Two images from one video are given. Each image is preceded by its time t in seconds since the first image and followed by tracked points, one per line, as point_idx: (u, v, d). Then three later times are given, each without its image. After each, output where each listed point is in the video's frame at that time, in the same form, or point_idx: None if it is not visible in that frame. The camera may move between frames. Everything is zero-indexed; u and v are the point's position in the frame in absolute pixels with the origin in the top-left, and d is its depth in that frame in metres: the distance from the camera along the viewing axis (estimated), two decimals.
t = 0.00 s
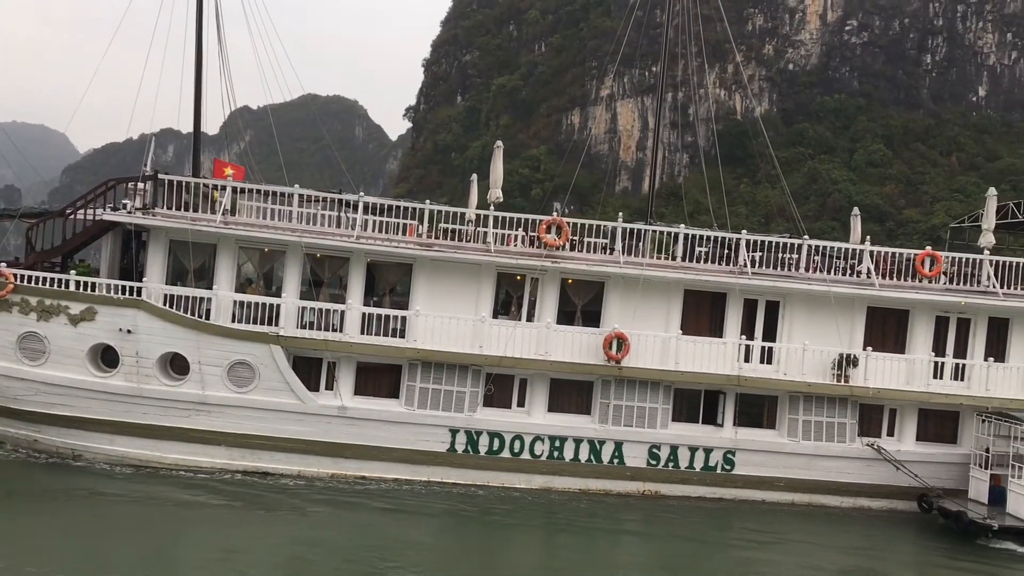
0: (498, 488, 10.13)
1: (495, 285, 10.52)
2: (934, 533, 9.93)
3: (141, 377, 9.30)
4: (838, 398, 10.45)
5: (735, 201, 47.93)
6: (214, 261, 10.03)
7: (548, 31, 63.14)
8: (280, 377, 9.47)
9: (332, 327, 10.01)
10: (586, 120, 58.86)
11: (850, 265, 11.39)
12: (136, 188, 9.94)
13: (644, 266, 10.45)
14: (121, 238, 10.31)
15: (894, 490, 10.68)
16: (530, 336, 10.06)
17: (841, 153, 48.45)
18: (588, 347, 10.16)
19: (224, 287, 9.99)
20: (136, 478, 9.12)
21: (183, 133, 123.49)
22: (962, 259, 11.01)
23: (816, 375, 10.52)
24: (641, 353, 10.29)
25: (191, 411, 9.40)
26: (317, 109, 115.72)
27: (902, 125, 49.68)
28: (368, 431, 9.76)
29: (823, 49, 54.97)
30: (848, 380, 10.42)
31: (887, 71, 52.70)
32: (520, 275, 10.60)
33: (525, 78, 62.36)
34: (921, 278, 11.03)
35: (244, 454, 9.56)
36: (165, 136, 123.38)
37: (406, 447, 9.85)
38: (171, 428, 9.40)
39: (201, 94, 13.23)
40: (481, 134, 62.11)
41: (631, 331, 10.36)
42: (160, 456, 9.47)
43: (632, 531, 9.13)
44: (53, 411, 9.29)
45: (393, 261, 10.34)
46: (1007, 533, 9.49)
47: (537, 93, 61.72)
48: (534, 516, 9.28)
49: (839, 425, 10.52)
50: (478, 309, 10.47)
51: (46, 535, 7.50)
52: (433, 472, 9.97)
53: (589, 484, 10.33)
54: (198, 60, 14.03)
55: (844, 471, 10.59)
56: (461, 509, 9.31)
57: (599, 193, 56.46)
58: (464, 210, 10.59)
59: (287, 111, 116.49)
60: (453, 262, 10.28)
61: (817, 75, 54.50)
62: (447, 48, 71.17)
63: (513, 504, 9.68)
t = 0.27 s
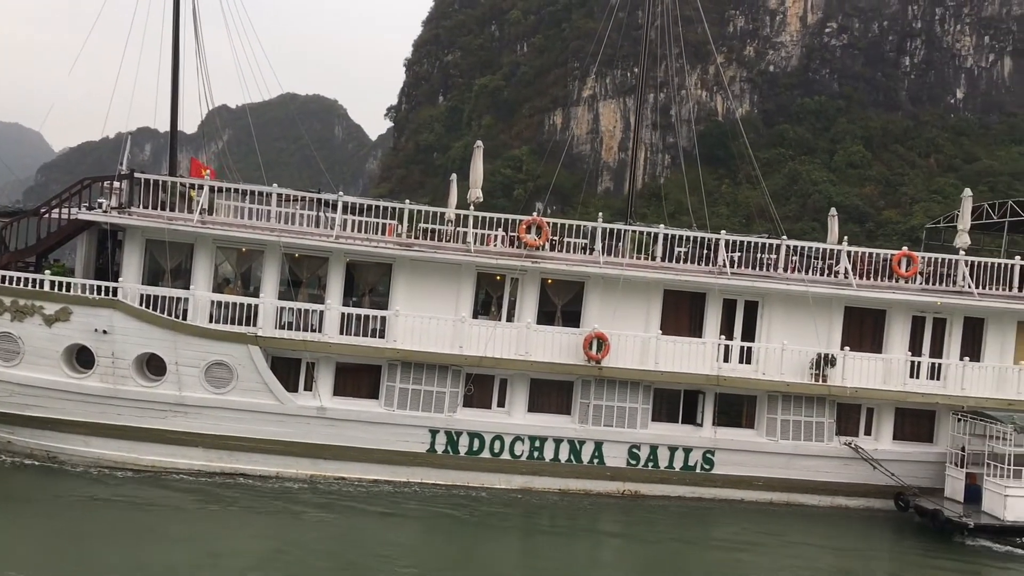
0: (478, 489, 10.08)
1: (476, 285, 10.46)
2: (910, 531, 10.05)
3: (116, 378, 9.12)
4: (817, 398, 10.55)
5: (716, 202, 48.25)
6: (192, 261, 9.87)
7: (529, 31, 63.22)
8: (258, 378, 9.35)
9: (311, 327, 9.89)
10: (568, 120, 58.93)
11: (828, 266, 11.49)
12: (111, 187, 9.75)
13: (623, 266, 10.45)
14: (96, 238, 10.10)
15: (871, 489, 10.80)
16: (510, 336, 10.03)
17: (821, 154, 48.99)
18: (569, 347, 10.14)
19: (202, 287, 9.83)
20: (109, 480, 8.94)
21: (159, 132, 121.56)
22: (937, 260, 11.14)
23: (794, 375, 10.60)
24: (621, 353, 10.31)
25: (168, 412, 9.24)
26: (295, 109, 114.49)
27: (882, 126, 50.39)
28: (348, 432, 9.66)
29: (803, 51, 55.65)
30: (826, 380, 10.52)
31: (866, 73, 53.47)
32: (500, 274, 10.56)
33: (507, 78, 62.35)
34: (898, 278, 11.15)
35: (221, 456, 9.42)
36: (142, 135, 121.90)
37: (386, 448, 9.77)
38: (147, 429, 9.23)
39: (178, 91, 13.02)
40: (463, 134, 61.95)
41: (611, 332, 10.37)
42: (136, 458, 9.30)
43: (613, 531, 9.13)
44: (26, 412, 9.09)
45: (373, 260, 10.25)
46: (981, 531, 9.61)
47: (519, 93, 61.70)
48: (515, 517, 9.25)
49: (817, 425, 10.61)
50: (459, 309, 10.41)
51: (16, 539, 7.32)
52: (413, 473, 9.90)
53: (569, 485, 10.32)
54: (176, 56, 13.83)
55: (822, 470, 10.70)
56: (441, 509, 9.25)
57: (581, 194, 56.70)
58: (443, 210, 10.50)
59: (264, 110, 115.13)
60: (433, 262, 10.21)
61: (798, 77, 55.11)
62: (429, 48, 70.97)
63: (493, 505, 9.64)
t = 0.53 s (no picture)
0: (459, 489, 10.05)
1: (456, 284, 10.45)
2: (888, 529, 10.13)
3: (93, 378, 9.05)
4: (795, 396, 10.63)
5: (699, 203, 48.32)
6: (170, 260, 9.80)
7: (512, 31, 63.24)
8: (237, 378, 9.31)
9: (290, 326, 9.83)
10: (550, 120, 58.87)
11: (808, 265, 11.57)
12: (88, 185, 9.65)
13: (603, 266, 10.47)
14: (73, 237, 10.00)
15: (849, 487, 10.89)
16: (491, 335, 10.02)
17: (802, 154, 49.30)
18: (550, 347, 10.15)
19: (179, 286, 9.78)
20: (86, 482, 8.84)
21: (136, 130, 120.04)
22: (914, 259, 11.25)
23: (774, 374, 10.67)
24: (602, 353, 10.32)
25: (145, 412, 9.17)
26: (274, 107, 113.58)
27: (862, 127, 50.86)
28: (328, 432, 9.63)
29: (784, 52, 56.00)
30: (805, 378, 10.59)
31: (847, 74, 53.97)
32: (481, 274, 10.56)
33: (490, 77, 62.22)
34: (876, 278, 11.24)
35: (200, 457, 9.35)
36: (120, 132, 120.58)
37: (366, 447, 9.74)
38: (124, 430, 9.15)
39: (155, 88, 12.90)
40: (446, 134, 61.70)
41: (591, 331, 10.38)
42: (113, 459, 9.21)
43: (594, 530, 9.12)
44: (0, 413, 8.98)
45: (353, 260, 10.21)
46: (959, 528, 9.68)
47: (502, 92, 61.59)
48: (496, 517, 9.23)
49: (796, 423, 10.68)
50: (438, 309, 10.39)
51: None
52: (393, 472, 9.87)
53: (550, 484, 10.31)
54: (152, 53, 13.70)
55: (800, 469, 10.77)
56: (421, 509, 9.22)
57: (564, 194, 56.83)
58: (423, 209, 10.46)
59: (243, 109, 114.17)
60: (414, 261, 10.19)
61: (779, 77, 55.43)
62: (412, 46, 70.74)
63: (474, 504, 9.62)
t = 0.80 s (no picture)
0: (440, 487, 10.03)
1: (437, 282, 10.42)
2: (867, 526, 10.20)
3: (69, 377, 8.99)
4: (775, 394, 10.69)
5: (683, 202, 48.34)
6: (148, 259, 9.74)
7: (495, 30, 63.18)
8: (216, 377, 9.28)
9: (270, 325, 9.78)
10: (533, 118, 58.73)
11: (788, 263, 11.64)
12: (64, 182, 9.57)
13: (585, 263, 10.48)
14: (49, 234, 9.90)
15: (829, 484, 10.95)
16: (472, 334, 10.01)
17: (784, 153, 49.52)
18: (531, 345, 10.16)
19: (157, 285, 9.71)
20: (64, 483, 8.76)
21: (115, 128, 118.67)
22: (892, 258, 11.33)
23: (754, 372, 10.72)
24: (584, 351, 10.33)
25: (123, 411, 9.11)
26: (255, 104, 112.80)
27: (844, 127, 51.28)
28: (308, 431, 9.58)
29: (766, 52, 56.11)
30: (785, 376, 10.66)
31: (828, 74, 54.39)
32: (463, 272, 10.54)
33: (473, 76, 62.03)
34: (855, 276, 11.32)
35: (180, 456, 9.30)
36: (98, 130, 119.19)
37: (346, 446, 9.70)
38: (102, 429, 9.08)
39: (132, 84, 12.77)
40: (430, 132, 61.41)
41: (573, 329, 10.39)
42: (91, 459, 9.13)
43: (576, 528, 9.13)
44: None
45: (333, 258, 10.17)
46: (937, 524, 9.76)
47: (485, 91, 61.33)
48: (477, 515, 9.22)
49: (776, 421, 10.73)
50: (420, 307, 10.37)
51: None
52: (375, 471, 9.84)
53: (531, 482, 10.31)
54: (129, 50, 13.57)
55: (780, 466, 10.83)
56: (402, 508, 9.19)
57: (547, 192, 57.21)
58: (404, 207, 10.42)
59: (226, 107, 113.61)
60: (395, 259, 10.15)
61: (761, 77, 55.65)
62: (395, 45, 70.54)
63: (455, 502, 9.60)
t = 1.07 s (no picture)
0: (421, 486, 10.01)
1: (418, 280, 10.40)
2: (845, 521, 10.27)
3: (45, 376, 8.93)
4: (755, 391, 10.74)
5: (665, 200, 48.34)
6: (125, 256, 9.66)
7: (478, 27, 63.17)
8: (194, 375, 9.24)
9: (249, 323, 9.74)
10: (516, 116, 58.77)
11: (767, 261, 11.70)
12: (39, 178, 9.49)
13: (566, 261, 10.48)
14: (24, 231, 9.80)
15: (808, 481, 11.01)
16: (453, 331, 10.00)
17: (767, 152, 49.79)
18: (512, 343, 10.17)
19: (135, 282, 9.64)
20: (41, 483, 8.68)
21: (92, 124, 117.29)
22: (871, 255, 11.40)
23: (734, 369, 10.77)
24: (565, 349, 10.35)
25: (100, 410, 9.05)
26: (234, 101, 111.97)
27: (825, 126, 51.66)
28: (288, 429, 9.54)
29: (748, 52, 56.29)
30: (765, 373, 10.71)
31: (810, 73, 54.71)
32: (443, 270, 10.53)
33: (456, 73, 61.87)
34: (834, 274, 11.40)
35: (158, 455, 9.24)
36: (75, 126, 117.66)
37: (326, 445, 9.66)
38: (78, 428, 9.01)
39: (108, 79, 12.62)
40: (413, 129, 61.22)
41: (554, 327, 10.40)
42: (67, 459, 9.06)
43: (557, 526, 9.14)
44: None
45: (313, 255, 10.12)
46: (914, 520, 9.86)
47: (468, 88, 61.23)
48: (458, 513, 9.21)
49: (756, 418, 10.79)
50: (400, 305, 10.34)
51: None
52: (355, 469, 9.81)
53: (513, 480, 10.29)
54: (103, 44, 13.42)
55: (760, 463, 10.89)
56: (382, 506, 9.16)
57: (530, 188, 57.52)
58: (384, 204, 10.38)
59: (203, 103, 112.49)
60: (376, 257, 10.12)
61: (744, 75, 55.75)
62: (377, 42, 70.30)
63: (436, 500, 9.58)
